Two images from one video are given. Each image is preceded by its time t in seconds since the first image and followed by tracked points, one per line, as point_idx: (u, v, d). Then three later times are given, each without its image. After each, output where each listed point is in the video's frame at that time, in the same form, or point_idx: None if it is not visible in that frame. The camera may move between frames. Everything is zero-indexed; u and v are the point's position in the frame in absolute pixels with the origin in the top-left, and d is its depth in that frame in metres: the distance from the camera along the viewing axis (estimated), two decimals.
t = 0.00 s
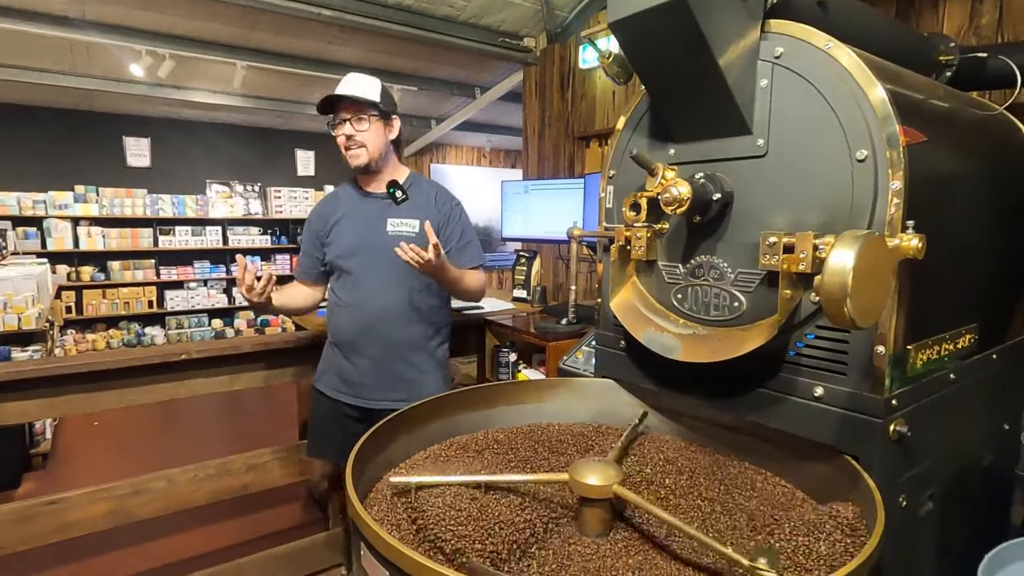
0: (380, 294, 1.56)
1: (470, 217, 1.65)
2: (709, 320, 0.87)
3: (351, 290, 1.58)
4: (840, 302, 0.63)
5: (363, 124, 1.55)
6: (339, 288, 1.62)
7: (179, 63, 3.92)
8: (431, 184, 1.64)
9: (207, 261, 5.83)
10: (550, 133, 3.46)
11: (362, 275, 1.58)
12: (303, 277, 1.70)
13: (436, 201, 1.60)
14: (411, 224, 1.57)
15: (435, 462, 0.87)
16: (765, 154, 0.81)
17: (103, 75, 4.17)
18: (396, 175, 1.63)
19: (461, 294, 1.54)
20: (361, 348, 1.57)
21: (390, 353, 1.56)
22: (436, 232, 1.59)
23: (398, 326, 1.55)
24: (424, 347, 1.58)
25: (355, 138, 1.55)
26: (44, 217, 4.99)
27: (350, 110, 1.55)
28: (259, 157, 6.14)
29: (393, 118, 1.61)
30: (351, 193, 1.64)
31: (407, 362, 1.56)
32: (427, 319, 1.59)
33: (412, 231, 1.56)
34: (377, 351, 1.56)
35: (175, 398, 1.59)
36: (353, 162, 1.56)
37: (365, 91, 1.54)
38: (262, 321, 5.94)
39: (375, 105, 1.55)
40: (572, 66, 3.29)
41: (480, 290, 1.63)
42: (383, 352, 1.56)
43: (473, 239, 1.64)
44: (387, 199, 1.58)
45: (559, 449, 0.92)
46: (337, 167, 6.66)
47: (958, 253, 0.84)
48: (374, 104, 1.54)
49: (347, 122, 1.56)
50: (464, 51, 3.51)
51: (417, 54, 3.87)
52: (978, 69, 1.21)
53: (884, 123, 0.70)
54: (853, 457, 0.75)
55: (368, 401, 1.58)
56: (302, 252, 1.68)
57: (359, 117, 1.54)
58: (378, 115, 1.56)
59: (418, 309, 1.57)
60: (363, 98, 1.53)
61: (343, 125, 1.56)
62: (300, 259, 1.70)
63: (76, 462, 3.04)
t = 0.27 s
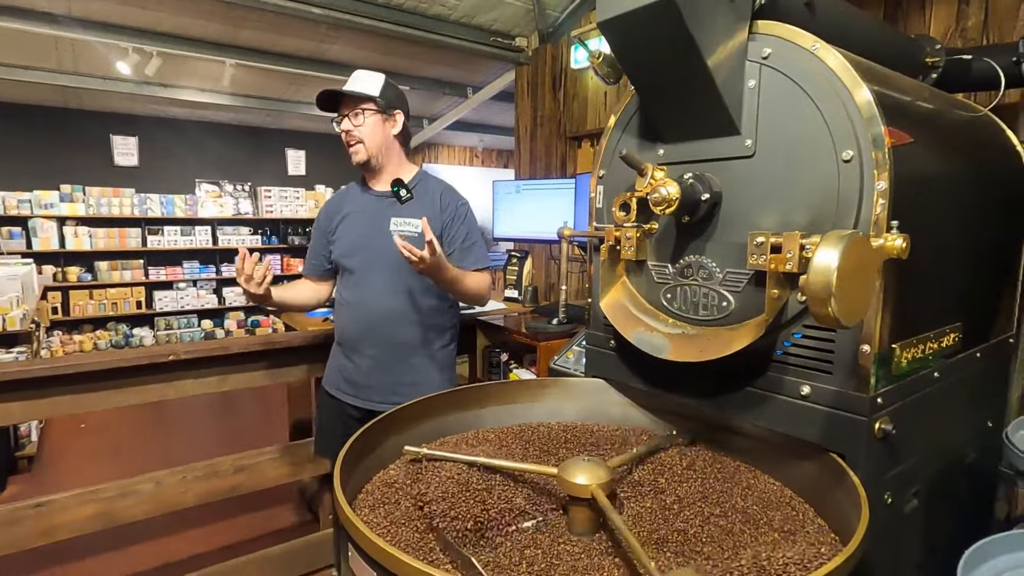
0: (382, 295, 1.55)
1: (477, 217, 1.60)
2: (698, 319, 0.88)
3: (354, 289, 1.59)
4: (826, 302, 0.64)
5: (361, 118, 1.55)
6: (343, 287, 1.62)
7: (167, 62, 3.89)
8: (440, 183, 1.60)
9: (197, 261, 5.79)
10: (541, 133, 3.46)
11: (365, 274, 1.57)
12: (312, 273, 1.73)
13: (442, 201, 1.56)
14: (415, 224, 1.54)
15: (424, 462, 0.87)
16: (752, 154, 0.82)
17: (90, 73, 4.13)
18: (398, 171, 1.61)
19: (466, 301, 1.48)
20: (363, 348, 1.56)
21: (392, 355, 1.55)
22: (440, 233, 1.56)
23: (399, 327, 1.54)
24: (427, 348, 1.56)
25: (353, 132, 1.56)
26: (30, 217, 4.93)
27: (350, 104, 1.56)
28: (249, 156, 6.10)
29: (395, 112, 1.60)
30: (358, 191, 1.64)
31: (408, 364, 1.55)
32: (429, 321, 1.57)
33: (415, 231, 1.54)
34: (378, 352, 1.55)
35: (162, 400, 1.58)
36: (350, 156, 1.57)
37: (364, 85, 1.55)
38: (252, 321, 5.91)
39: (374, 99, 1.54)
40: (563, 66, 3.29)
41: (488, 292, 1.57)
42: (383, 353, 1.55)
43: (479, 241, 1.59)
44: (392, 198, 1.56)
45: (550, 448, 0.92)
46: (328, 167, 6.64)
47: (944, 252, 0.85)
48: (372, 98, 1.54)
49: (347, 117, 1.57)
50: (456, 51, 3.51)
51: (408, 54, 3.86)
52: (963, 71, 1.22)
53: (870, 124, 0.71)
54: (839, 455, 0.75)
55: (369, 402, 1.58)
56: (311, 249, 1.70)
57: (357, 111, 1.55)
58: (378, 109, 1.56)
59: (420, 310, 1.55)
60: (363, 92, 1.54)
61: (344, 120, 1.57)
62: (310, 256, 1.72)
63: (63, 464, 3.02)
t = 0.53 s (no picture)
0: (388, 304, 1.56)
1: (486, 228, 1.54)
2: (695, 327, 0.88)
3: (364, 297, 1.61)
4: (820, 311, 0.64)
5: (370, 125, 1.56)
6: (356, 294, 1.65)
7: (169, 70, 3.91)
8: (452, 191, 1.58)
9: (198, 267, 5.80)
10: (542, 140, 3.47)
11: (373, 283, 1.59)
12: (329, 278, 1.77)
13: (448, 211, 1.53)
14: (420, 233, 1.53)
15: (422, 471, 0.87)
16: (748, 163, 0.82)
17: (93, 81, 4.16)
18: (409, 178, 1.61)
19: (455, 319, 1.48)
20: (370, 357, 1.58)
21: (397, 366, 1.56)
22: (445, 243, 1.53)
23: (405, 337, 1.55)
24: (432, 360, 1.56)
25: (364, 139, 1.57)
26: (32, 224, 4.94)
27: (361, 111, 1.57)
28: (251, 163, 6.13)
29: (406, 119, 1.58)
30: (373, 199, 1.66)
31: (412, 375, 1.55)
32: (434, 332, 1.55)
33: (420, 241, 1.53)
34: (384, 362, 1.57)
35: (161, 407, 1.58)
36: (361, 162, 1.59)
37: (375, 93, 1.56)
38: (253, 328, 5.91)
39: (384, 106, 1.55)
40: (563, 74, 3.31)
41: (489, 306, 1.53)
42: (388, 364, 1.56)
43: (485, 253, 1.54)
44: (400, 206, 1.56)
45: (547, 456, 0.92)
46: (330, 174, 6.66)
47: (941, 261, 0.85)
48: (382, 104, 1.54)
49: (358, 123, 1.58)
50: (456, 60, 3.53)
51: (409, 62, 3.88)
52: (959, 80, 1.23)
53: (864, 133, 0.71)
54: (837, 463, 0.75)
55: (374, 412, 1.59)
56: (330, 255, 1.74)
57: (366, 118, 1.56)
58: (387, 116, 1.56)
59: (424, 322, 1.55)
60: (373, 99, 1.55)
61: (356, 126, 1.59)
62: (330, 261, 1.76)
63: (62, 471, 3.01)
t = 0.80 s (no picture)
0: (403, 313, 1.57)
1: (500, 241, 1.52)
2: (712, 336, 0.87)
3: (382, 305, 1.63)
4: (840, 321, 0.63)
5: (391, 137, 1.57)
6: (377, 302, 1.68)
7: (189, 80, 3.98)
8: (471, 202, 1.57)
9: (215, 274, 5.87)
10: (555, 148, 3.48)
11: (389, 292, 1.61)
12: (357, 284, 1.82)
13: (462, 222, 1.52)
14: (435, 244, 1.54)
15: (436, 481, 0.88)
16: (765, 171, 0.82)
17: (115, 92, 4.24)
18: (430, 188, 1.61)
19: (462, 333, 1.49)
20: (387, 365, 1.60)
21: (411, 375, 1.56)
22: (458, 255, 1.52)
23: (418, 347, 1.55)
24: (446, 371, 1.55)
25: (386, 150, 1.59)
26: (56, 231, 5.03)
27: (383, 123, 1.59)
28: (268, 172, 6.21)
29: (428, 130, 1.58)
30: (397, 208, 1.68)
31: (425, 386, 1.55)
32: (448, 343, 1.55)
33: (434, 251, 1.54)
34: (399, 371, 1.57)
35: (180, 412, 1.60)
36: (383, 173, 1.61)
37: (398, 104, 1.58)
38: (268, 334, 5.96)
39: (406, 117, 1.56)
40: (576, 82, 3.32)
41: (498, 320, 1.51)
42: (403, 373, 1.57)
43: (497, 265, 1.51)
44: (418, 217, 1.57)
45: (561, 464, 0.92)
46: (345, 182, 6.73)
47: (962, 269, 0.84)
48: (403, 116, 1.55)
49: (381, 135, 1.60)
50: (471, 68, 3.55)
51: (424, 70, 3.92)
52: (979, 87, 1.21)
53: (883, 141, 0.71)
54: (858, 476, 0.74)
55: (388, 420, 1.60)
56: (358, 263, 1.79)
57: (388, 130, 1.57)
58: (408, 127, 1.56)
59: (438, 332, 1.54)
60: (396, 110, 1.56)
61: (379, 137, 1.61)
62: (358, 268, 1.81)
63: (81, 475, 3.05)
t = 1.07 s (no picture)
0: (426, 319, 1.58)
1: (521, 249, 1.49)
2: (739, 341, 0.86)
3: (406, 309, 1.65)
4: (879, 327, 0.61)
5: (417, 143, 1.59)
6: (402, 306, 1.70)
7: (216, 87, 4.06)
8: (496, 208, 1.56)
9: (239, 277, 5.96)
10: (576, 151, 3.47)
11: (414, 297, 1.63)
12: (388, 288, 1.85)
13: (484, 229, 1.51)
14: (458, 250, 1.54)
15: (461, 484, 0.87)
16: (795, 174, 0.80)
17: (145, 98, 4.33)
18: (455, 194, 1.61)
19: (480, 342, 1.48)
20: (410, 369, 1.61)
21: (434, 380, 1.56)
22: (479, 262, 1.52)
23: (440, 352, 1.55)
24: (467, 378, 1.54)
25: (413, 155, 1.60)
26: (87, 234, 5.15)
27: (411, 127, 1.61)
28: (291, 176, 6.30)
29: (454, 135, 1.58)
30: (424, 213, 1.69)
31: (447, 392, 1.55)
32: (470, 350, 1.54)
33: (457, 258, 1.54)
34: (422, 376, 1.58)
35: (207, 413, 1.62)
36: (410, 178, 1.63)
37: (425, 109, 1.59)
38: (290, 336, 6.03)
39: (432, 122, 1.57)
40: (598, 85, 3.31)
41: (518, 330, 1.49)
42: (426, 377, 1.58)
43: (518, 274, 1.48)
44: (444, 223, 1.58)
45: (586, 470, 0.91)
46: (366, 186, 6.80)
47: (1002, 275, 0.82)
48: (429, 121, 1.56)
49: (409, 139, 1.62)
50: (492, 72, 3.56)
51: (445, 75, 3.94)
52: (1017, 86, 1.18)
53: (921, 142, 0.69)
54: (892, 487, 0.72)
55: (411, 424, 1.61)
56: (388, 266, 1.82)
57: (415, 135, 1.59)
58: (435, 132, 1.57)
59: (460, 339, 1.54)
60: (423, 114, 1.57)
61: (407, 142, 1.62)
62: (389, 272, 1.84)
63: (111, 473, 3.11)
